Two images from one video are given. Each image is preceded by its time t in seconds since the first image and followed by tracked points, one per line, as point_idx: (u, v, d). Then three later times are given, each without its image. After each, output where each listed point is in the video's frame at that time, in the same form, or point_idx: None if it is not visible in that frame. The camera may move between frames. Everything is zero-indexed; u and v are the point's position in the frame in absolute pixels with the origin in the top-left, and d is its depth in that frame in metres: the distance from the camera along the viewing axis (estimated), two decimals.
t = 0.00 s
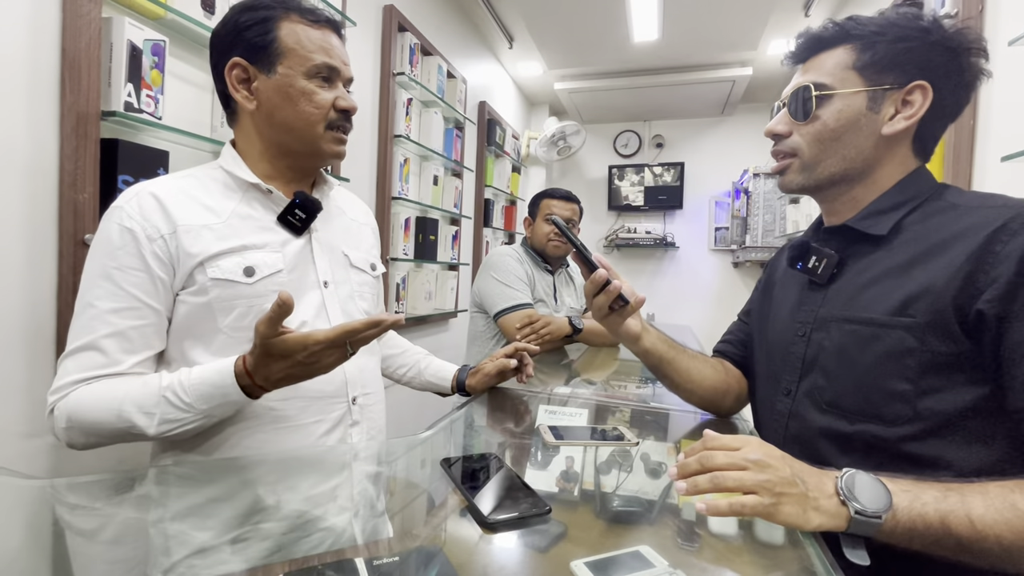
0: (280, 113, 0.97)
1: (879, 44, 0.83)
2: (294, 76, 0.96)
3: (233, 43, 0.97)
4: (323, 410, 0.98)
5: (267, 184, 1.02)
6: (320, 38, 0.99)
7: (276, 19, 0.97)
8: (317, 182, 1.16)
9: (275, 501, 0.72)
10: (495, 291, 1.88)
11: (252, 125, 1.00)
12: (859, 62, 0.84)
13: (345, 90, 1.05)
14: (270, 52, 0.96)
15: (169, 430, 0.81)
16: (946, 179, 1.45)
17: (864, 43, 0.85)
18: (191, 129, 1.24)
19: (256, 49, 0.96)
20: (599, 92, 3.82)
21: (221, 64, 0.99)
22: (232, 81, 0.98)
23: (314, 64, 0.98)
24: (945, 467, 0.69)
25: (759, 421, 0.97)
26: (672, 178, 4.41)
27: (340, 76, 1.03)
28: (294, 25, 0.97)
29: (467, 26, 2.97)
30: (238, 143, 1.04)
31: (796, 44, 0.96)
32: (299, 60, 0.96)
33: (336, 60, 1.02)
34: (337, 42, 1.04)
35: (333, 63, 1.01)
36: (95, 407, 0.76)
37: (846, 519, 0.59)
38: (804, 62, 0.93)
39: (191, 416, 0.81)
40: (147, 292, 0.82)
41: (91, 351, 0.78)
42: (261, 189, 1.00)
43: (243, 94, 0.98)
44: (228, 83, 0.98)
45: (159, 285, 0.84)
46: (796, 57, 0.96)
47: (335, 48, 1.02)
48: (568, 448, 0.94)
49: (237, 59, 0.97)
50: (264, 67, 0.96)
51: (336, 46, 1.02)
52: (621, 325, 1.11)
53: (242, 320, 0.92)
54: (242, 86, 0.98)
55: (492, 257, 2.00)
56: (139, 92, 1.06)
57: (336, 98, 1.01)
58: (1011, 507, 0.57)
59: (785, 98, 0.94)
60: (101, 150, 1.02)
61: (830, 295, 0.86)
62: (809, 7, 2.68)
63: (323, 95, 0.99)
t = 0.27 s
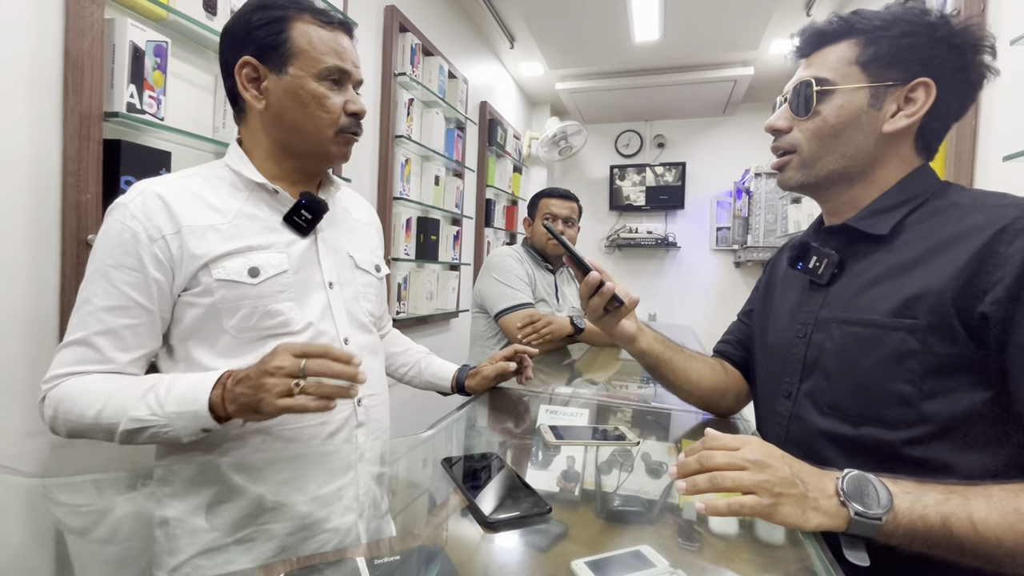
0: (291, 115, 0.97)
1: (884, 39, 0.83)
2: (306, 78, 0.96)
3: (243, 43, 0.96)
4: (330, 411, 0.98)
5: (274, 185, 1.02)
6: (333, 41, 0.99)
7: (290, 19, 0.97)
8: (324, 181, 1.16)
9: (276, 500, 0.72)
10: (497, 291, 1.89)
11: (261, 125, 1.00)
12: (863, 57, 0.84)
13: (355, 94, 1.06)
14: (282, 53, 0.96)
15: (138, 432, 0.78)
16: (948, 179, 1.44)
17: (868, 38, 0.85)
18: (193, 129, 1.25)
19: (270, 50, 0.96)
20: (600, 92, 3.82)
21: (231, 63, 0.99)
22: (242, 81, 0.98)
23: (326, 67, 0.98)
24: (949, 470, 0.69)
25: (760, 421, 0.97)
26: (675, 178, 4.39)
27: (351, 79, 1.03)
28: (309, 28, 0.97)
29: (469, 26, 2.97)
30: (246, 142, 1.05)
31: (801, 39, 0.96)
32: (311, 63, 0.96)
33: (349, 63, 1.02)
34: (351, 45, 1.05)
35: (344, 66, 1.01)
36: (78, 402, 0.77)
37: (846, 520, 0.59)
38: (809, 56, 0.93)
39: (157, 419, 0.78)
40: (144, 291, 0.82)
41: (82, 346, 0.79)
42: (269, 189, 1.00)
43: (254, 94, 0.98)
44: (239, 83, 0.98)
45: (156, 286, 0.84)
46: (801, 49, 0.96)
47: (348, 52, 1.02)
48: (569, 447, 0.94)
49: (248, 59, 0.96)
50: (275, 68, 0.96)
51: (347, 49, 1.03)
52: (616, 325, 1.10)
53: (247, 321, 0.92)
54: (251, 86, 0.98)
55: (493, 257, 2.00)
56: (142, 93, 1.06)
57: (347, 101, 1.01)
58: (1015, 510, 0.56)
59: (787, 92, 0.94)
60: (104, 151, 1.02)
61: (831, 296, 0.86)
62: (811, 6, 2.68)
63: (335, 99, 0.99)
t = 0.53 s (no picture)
0: (305, 107, 0.98)
1: (895, 33, 0.83)
2: (323, 71, 0.98)
3: (267, 36, 1.00)
4: (336, 410, 0.99)
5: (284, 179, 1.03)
6: (354, 39, 1.02)
7: (314, 15, 1.00)
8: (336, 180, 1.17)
9: (275, 501, 0.72)
10: (497, 291, 1.88)
11: (276, 116, 1.02)
12: (873, 52, 0.84)
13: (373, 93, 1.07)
14: (302, 46, 0.98)
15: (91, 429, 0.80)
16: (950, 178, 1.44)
17: (878, 33, 0.84)
18: (194, 129, 1.25)
19: (290, 42, 0.98)
20: (600, 91, 3.82)
21: (253, 55, 1.01)
22: (262, 71, 1.01)
23: (345, 63, 1.00)
24: (956, 473, 0.69)
25: (763, 423, 0.97)
26: (675, 178, 4.40)
27: (369, 77, 1.04)
28: (331, 24, 1.00)
29: (469, 25, 2.97)
30: (262, 134, 1.06)
31: (806, 32, 0.95)
32: (330, 56, 0.98)
33: (369, 62, 1.04)
34: (373, 47, 1.07)
35: (364, 64, 1.03)
36: (71, 379, 0.82)
37: (849, 521, 0.58)
38: (817, 51, 0.92)
39: (104, 428, 0.78)
40: (144, 285, 0.86)
41: (85, 329, 0.84)
42: (278, 184, 1.01)
43: (272, 85, 1.01)
44: (258, 73, 1.01)
45: (154, 280, 0.87)
46: (808, 42, 0.94)
47: (369, 51, 1.05)
48: (570, 448, 0.94)
49: (269, 50, 0.99)
50: (294, 60, 0.98)
51: (368, 47, 1.05)
52: (618, 328, 1.10)
53: (251, 316, 0.93)
54: (271, 76, 1.01)
55: (493, 257, 2.00)
56: (142, 93, 1.06)
57: (363, 98, 1.02)
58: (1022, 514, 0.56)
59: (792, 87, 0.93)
60: (104, 151, 1.02)
61: (835, 297, 0.86)
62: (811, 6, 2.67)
63: (351, 94, 1.00)
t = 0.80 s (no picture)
0: (331, 106, 1.00)
1: (898, 32, 0.83)
2: (348, 72, 1.00)
3: (295, 36, 1.02)
4: (353, 401, 0.99)
5: (304, 174, 1.05)
6: (379, 41, 1.04)
7: (342, 17, 1.02)
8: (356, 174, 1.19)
9: (276, 501, 0.72)
10: (497, 292, 1.88)
11: (302, 114, 1.04)
12: (876, 51, 0.83)
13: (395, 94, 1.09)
14: (329, 47, 1.00)
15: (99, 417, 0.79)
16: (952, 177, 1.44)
17: (882, 32, 0.84)
18: (194, 129, 1.25)
19: (317, 42, 1.00)
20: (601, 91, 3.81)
21: (281, 54, 1.04)
22: (289, 71, 1.03)
23: (370, 64, 1.02)
24: (961, 474, 0.69)
25: (765, 423, 0.96)
26: (675, 178, 4.39)
27: (392, 78, 1.06)
28: (358, 26, 1.02)
29: (469, 26, 2.97)
30: (285, 131, 1.09)
31: (807, 32, 0.94)
32: (356, 57, 1.01)
33: (392, 64, 1.06)
34: (397, 50, 1.09)
35: (387, 66, 1.05)
36: (100, 361, 0.83)
37: (852, 522, 0.58)
38: (818, 50, 0.91)
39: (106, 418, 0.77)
40: (169, 270, 0.88)
41: (116, 313, 0.86)
42: (300, 178, 1.03)
43: (298, 83, 1.03)
44: (285, 72, 1.03)
45: (180, 268, 0.89)
46: (808, 41, 0.94)
47: (393, 52, 1.06)
48: (570, 448, 0.94)
49: (297, 50, 1.02)
50: (322, 60, 1.00)
51: (391, 49, 1.07)
52: (621, 326, 1.10)
53: (272, 306, 0.93)
54: (297, 75, 1.03)
55: (493, 257, 2.00)
56: (142, 92, 1.06)
57: (385, 98, 1.04)
58: None
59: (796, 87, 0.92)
60: (105, 151, 1.02)
61: (839, 296, 0.85)
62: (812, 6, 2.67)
63: (374, 95, 1.02)
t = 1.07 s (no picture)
0: (355, 118, 1.05)
1: (890, 35, 0.83)
2: (371, 87, 1.05)
3: (320, 50, 1.06)
4: (367, 399, 1.03)
5: (326, 181, 1.10)
6: (400, 56, 1.08)
7: (366, 34, 1.07)
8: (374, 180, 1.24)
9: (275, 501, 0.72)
10: (497, 292, 1.88)
11: (325, 124, 1.09)
12: (872, 52, 0.83)
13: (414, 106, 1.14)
14: (353, 61, 1.05)
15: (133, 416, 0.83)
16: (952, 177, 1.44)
17: (873, 35, 0.84)
18: (194, 129, 1.25)
19: (342, 57, 1.05)
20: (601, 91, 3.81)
21: (306, 66, 1.08)
22: (314, 82, 1.07)
23: (392, 79, 1.06)
24: (962, 474, 0.68)
25: (766, 424, 0.96)
26: (675, 178, 4.39)
27: (412, 92, 1.11)
28: (380, 42, 1.07)
29: (469, 26, 2.97)
30: (307, 140, 1.13)
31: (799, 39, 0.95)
32: (378, 72, 1.05)
33: (412, 78, 1.11)
34: (417, 64, 1.14)
35: (407, 80, 1.09)
36: (129, 363, 0.86)
37: (853, 523, 0.58)
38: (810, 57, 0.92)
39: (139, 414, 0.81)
40: (196, 274, 0.92)
41: (144, 316, 0.90)
42: (320, 186, 1.07)
43: (322, 95, 1.07)
44: (310, 84, 1.08)
45: (206, 271, 0.93)
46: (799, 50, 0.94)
47: (413, 67, 1.11)
48: (571, 448, 0.94)
49: (322, 64, 1.06)
50: (347, 74, 1.05)
51: (412, 63, 1.11)
52: (621, 326, 1.09)
53: (292, 308, 0.98)
54: (322, 87, 1.07)
55: (492, 258, 1.99)
56: (142, 92, 1.06)
57: (405, 112, 1.09)
58: None
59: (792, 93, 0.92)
60: (104, 151, 1.02)
61: (841, 296, 0.85)
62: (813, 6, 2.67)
63: (395, 109, 1.07)
